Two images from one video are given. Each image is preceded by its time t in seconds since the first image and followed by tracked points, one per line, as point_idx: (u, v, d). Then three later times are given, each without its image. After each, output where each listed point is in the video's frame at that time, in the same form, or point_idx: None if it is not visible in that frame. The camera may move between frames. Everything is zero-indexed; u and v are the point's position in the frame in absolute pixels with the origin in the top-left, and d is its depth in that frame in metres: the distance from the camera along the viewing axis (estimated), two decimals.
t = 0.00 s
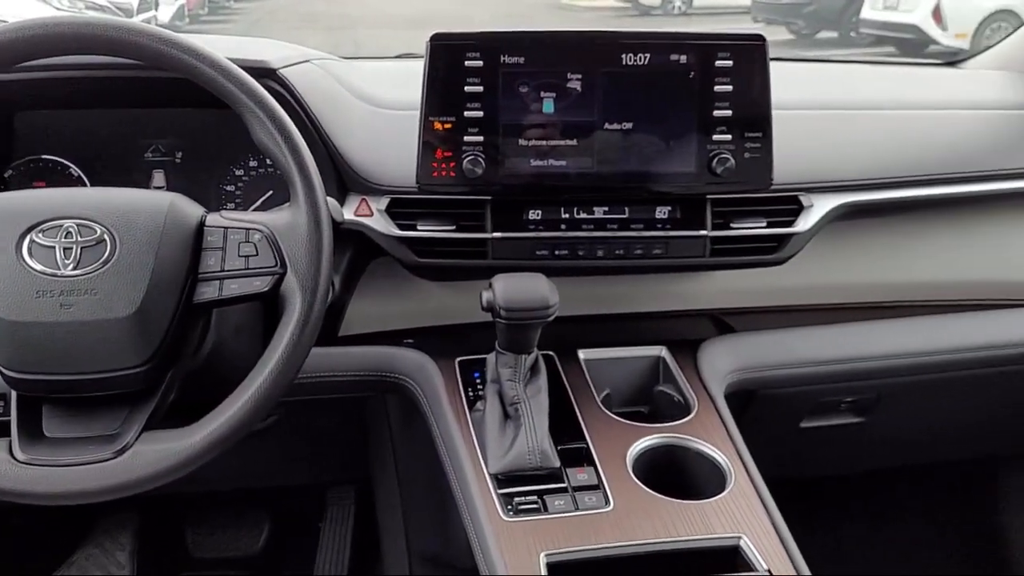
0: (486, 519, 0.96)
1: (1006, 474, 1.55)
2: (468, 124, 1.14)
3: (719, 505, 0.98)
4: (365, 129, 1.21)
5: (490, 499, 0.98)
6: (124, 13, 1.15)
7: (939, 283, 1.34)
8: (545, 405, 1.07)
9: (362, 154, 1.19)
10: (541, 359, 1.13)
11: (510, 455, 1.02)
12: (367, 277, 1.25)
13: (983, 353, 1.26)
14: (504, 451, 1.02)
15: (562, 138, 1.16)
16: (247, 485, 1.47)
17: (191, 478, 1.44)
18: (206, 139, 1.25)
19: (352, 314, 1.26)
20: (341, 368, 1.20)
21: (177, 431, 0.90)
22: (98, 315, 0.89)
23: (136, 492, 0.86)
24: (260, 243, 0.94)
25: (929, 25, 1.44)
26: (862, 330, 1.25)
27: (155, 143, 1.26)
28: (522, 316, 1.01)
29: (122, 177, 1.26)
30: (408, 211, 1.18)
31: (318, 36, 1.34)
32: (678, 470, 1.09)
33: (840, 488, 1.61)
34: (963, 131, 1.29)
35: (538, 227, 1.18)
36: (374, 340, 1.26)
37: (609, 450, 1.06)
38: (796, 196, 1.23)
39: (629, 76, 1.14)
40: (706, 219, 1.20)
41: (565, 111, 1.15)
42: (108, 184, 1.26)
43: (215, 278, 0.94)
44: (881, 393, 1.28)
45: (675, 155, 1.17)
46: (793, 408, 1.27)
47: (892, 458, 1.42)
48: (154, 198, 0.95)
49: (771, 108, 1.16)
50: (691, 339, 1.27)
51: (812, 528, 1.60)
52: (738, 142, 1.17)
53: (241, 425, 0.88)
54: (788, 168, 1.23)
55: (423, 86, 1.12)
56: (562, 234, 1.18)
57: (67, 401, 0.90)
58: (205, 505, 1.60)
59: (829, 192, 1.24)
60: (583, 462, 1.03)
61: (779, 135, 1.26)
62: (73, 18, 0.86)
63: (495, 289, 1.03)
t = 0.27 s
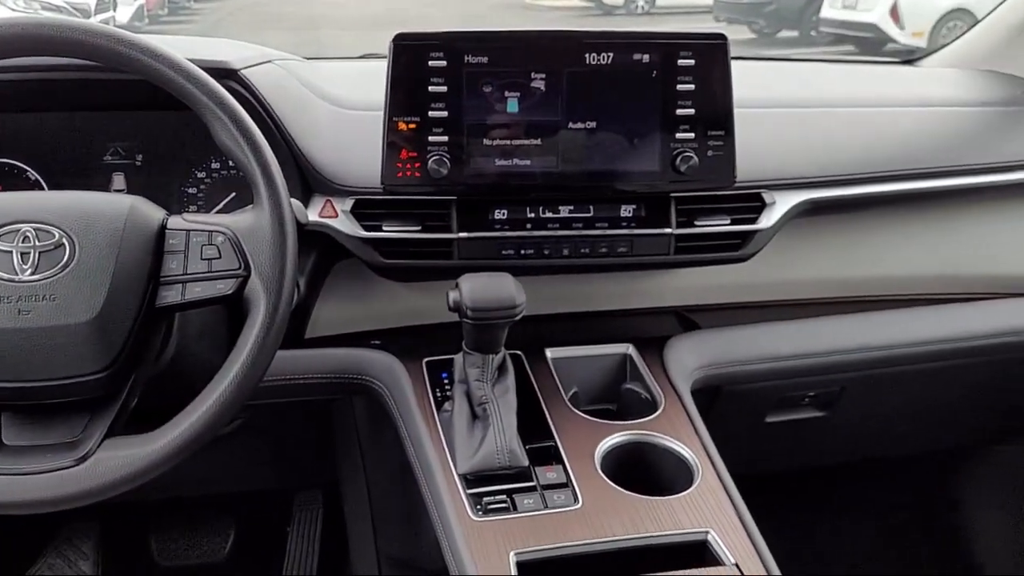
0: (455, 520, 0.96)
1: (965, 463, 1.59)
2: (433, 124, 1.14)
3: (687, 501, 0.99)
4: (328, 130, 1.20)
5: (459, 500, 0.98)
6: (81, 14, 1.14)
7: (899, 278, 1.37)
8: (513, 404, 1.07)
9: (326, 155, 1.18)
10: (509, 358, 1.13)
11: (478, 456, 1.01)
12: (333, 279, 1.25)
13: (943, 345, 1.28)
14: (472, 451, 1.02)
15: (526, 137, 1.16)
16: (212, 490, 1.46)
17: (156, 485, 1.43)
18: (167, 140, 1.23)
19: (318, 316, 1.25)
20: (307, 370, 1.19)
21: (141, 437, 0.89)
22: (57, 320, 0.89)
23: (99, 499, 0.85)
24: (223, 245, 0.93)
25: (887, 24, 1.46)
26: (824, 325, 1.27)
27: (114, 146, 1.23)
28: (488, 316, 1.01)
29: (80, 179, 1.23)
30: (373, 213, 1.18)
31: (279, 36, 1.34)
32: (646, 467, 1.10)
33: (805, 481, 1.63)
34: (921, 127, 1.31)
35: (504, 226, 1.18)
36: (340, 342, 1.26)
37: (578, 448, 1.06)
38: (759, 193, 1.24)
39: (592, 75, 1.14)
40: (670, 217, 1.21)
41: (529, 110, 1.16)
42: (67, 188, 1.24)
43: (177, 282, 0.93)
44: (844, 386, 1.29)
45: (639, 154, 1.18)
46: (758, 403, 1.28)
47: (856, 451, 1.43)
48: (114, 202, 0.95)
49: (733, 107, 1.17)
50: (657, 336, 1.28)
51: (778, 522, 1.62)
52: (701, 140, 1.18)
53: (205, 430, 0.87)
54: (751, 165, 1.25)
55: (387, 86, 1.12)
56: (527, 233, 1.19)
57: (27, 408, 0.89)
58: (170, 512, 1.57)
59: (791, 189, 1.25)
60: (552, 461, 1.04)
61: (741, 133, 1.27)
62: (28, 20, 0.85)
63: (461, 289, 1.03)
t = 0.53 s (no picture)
0: (422, 520, 0.95)
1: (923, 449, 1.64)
2: (393, 125, 1.13)
3: (653, 497, 1.00)
4: (288, 131, 1.19)
5: (426, 500, 0.98)
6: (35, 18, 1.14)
7: (857, 271, 1.39)
8: (479, 404, 1.07)
9: (286, 157, 1.17)
10: (474, 358, 1.13)
11: (445, 456, 1.01)
12: (295, 281, 1.24)
13: (902, 337, 1.30)
14: (439, 452, 1.02)
15: (488, 137, 1.16)
16: (177, 497, 1.44)
17: (119, 493, 1.41)
18: (123, 144, 1.21)
19: (281, 319, 1.25)
20: (271, 374, 1.18)
21: (101, 445, 0.88)
22: (11, 328, 0.89)
23: (59, 510, 0.84)
24: (182, 249, 0.92)
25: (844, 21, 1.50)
26: (786, 319, 1.28)
27: (70, 150, 1.22)
28: (452, 315, 1.01)
29: (36, 185, 1.22)
30: (335, 214, 1.17)
31: (239, 37, 1.32)
32: (612, 464, 1.10)
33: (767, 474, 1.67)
34: (877, 122, 1.33)
35: (467, 226, 1.18)
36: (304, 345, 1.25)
37: (544, 446, 1.06)
38: (719, 189, 1.26)
39: (553, 74, 1.15)
40: (632, 214, 1.22)
41: (490, 110, 1.16)
42: (23, 193, 1.22)
43: (135, 287, 0.93)
44: (806, 379, 1.31)
45: (601, 152, 1.18)
46: (722, 398, 1.29)
47: (818, 443, 1.45)
48: (71, 207, 0.95)
49: (692, 104, 1.18)
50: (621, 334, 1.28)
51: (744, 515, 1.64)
52: (661, 137, 1.18)
53: (166, 437, 0.86)
54: (711, 161, 1.26)
55: (346, 87, 1.11)
56: (490, 233, 1.19)
57: None
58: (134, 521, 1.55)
59: (750, 185, 1.27)
60: (519, 459, 1.04)
61: (701, 130, 1.28)
62: None
63: (425, 289, 1.03)
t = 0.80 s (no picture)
0: (391, 522, 0.95)
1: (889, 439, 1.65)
2: (354, 126, 1.13)
3: (622, 492, 1.00)
4: (247, 134, 1.18)
5: (394, 502, 0.98)
6: None
7: (820, 263, 1.39)
8: (446, 404, 1.07)
9: (245, 161, 1.16)
10: (440, 359, 1.13)
11: (413, 457, 1.01)
12: (258, 285, 1.23)
13: (862, 328, 1.32)
14: (406, 453, 1.02)
15: (450, 137, 1.16)
16: (141, 507, 1.42)
17: (81, 504, 1.38)
18: (77, 149, 1.19)
19: (245, 325, 1.23)
20: (235, 380, 1.17)
21: (63, 456, 0.87)
22: None
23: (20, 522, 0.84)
24: (140, 255, 0.91)
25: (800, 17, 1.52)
26: (748, 313, 1.30)
27: (22, 157, 1.19)
28: (417, 316, 1.01)
29: None
30: (297, 217, 1.16)
31: (195, 41, 1.31)
32: (580, 460, 1.11)
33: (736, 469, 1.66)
34: (834, 116, 1.35)
35: (430, 227, 1.18)
36: (268, 350, 1.23)
37: (512, 445, 1.06)
38: (681, 185, 1.26)
39: (512, 73, 1.15)
40: (595, 212, 1.22)
41: (451, 110, 1.15)
42: None
43: (93, 294, 0.91)
44: (769, 372, 1.32)
45: (562, 150, 1.19)
46: (688, 392, 1.30)
47: (785, 435, 1.46)
48: (25, 214, 0.93)
49: (652, 102, 1.19)
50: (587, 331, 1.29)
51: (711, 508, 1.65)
52: (622, 134, 1.19)
53: (128, 446, 0.85)
54: (672, 158, 1.27)
55: (305, 89, 1.10)
56: (454, 233, 1.18)
57: None
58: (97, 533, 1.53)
59: (711, 180, 1.28)
60: (487, 458, 1.04)
61: (661, 127, 1.29)
62: None
63: (390, 290, 1.02)
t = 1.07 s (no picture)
0: (365, 525, 0.95)
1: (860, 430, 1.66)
2: (320, 128, 1.12)
3: (596, 489, 1.00)
4: (211, 138, 1.17)
5: (368, 504, 0.97)
6: None
7: (793, 258, 1.39)
8: (419, 405, 1.07)
9: (210, 165, 1.15)
10: (412, 360, 1.13)
11: (386, 460, 1.01)
12: (226, 291, 1.21)
13: (830, 319, 1.33)
14: (379, 456, 1.01)
15: (417, 137, 1.16)
16: (110, 518, 1.40)
17: (49, 516, 1.36)
18: (38, 156, 1.18)
19: (213, 331, 1.20)
20: (204, 387, 1.16)
21: (32, 467, 0.89)
22: None
23: None
24: (104, 262, 0.90)
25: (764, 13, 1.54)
26: (717, 308, 1.31)
27: None
28: (387, 317, 1.01)
29: None
30: (264, 220, 1.15)
31: (158, 44, 1.30)
32: (553, 458, 1.11)
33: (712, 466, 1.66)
34: (797, 111, 1.37)
35: (399, 227, 1.17)
36: (237, 356, 1.22)
37: (486, 445, 1.06)
38: (647, 181, 1.27)
39: (477, 73, 1.15)
40: (564, 210, 1.22)
41: (417, 110, 1.15)
42: None
43: (57, 303, 0.90)
44: (739, 365, 1.33)
45: (530, 149, 1.19)
46: (659, 387, 1.31)
47: (757, 427, 1.47)
48: None
49: (617, 100, 1.20)
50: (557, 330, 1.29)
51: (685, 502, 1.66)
52: (588, 132, 1.20)
53: (94, 454, 0.85)
54: (639, 155, 1.27)
55: (268, 91, 1.10)
56: (423, 233, 1.18)
57: None
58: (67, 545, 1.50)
59: (678, 176, 1.28)
60: (461, 458, 1.04)
61: (628, 124, 1.30)
62: None
63: (359, 292, 1.02)
